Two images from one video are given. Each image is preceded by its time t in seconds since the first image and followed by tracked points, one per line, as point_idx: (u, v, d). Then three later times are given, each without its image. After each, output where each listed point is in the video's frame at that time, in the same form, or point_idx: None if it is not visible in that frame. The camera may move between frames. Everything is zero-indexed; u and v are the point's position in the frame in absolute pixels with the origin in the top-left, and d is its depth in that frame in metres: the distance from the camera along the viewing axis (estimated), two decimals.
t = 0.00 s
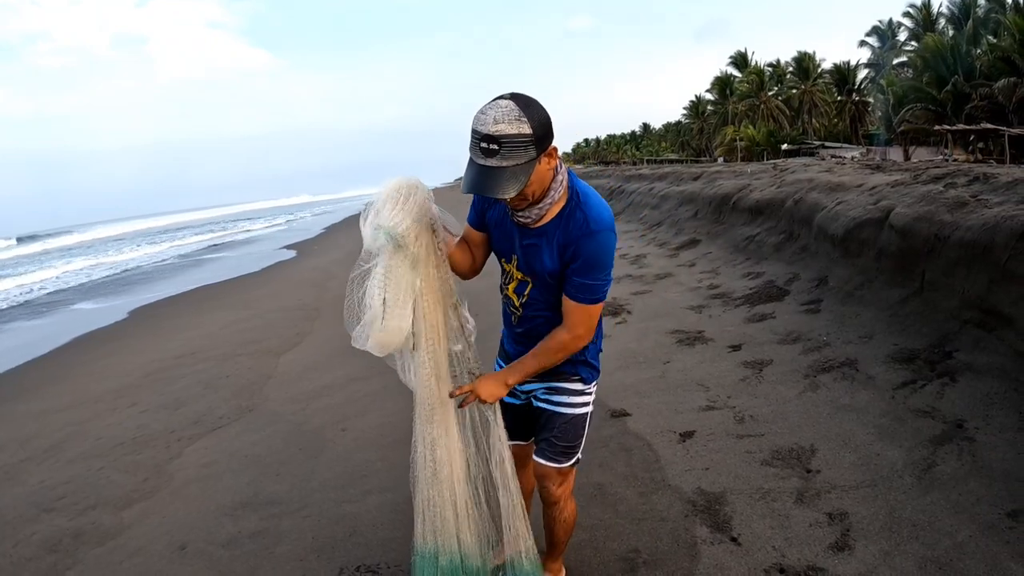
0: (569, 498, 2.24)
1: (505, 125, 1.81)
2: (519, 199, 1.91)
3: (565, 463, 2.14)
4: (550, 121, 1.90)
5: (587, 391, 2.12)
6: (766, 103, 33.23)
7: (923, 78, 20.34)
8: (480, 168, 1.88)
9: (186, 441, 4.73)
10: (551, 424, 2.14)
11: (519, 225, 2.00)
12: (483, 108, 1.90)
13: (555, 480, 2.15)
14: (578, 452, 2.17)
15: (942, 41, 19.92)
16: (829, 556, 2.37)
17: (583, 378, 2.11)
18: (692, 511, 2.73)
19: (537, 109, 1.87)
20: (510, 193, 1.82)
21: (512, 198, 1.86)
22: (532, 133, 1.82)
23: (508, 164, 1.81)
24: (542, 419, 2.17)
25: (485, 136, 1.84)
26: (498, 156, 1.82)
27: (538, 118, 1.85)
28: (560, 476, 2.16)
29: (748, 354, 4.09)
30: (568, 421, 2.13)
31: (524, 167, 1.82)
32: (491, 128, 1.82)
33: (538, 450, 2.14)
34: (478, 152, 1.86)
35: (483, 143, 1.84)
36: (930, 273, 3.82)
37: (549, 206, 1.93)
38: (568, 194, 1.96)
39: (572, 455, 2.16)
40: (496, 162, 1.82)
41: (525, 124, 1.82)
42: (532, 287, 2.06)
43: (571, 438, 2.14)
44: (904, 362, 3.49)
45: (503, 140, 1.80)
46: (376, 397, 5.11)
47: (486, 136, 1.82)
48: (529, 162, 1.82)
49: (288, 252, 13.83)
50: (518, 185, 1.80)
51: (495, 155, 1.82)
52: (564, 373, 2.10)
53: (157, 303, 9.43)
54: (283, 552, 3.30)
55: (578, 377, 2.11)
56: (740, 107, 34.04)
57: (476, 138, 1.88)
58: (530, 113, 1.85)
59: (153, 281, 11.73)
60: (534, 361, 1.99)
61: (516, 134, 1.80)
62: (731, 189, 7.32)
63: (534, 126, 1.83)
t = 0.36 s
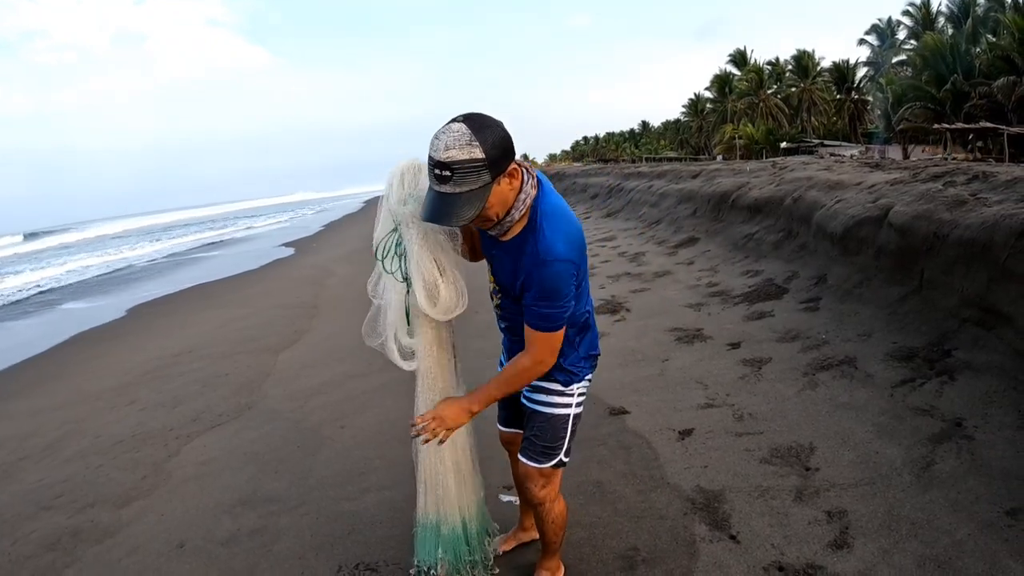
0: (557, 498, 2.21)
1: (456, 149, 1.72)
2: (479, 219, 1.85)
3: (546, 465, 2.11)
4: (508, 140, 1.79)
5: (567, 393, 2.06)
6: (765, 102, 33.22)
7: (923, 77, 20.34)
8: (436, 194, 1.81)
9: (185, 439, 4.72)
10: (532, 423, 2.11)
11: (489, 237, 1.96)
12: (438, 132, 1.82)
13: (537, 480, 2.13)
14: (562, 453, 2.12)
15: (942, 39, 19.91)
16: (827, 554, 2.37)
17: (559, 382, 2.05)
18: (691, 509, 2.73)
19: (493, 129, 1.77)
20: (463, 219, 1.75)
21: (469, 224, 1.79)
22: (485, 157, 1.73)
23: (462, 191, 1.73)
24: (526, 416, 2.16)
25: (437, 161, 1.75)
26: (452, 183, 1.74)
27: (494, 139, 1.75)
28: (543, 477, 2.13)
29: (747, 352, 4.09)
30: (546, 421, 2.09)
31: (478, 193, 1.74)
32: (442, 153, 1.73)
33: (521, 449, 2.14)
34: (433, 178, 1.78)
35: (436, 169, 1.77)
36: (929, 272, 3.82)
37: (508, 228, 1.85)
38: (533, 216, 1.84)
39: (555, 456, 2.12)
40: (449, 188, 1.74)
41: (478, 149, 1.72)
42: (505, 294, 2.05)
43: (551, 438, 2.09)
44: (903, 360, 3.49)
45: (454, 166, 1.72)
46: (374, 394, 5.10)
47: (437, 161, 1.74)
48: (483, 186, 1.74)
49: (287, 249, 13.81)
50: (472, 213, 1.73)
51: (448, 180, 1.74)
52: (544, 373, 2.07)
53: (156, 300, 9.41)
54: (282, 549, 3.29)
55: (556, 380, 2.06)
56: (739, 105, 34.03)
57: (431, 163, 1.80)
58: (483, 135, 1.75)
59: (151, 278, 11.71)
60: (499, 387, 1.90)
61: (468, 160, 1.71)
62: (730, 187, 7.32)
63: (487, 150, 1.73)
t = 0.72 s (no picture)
0: (552, 493, 2.20)
1: (425, 159, 1.71)
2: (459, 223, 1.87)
3: (537, 461, 2.10)
4: (482, 144, 1.77)
5: (556, 389, 2.05)
6: (764, 100, 33.19)
7: (923, 76, 20.33)
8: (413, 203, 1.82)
9: (184, 437, 4.72)
10: (522, 419, 2.11)
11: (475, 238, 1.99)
12: (412, 140, 1.81)
13: (529, 477, 2.13)
14: (553, 449, 2.11)
15: (942, 38, 19.90)
16: (827, 552, 2.37)
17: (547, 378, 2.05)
18: (690, 506, 2.73)
19: (464, 135, 1.74)
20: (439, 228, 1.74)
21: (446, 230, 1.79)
22: (455, 164, 1.70)
23: (434, 199, 1.72)
24: (518, 413, 2.16)
25: (409, 171, 1.75)
26: (424, 192, 1.74)
27: (465, 145, 1.73)
28: (534, 473, 2.13)
29: (746, 350, 4.10)
30: (534, 417, 2.08)
31: (451, 200, 1.74)
32: (412, 163, 1.72)
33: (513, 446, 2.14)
34: (408, 187, 1.78)
35: (410, 179, 1.76)
36: (928, 270, 3.82)
37: (489, 230, 1.86)
38: (512, 217, 1.85)
39: (546, 452, 2.11)
40: (422, 198, 1.74)
41: (447, 156, 1.70)
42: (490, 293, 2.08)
43: (541, 434, 2.08)
44: (902, 358, 3.50)
45: (425, 176, 1.71)
46: (374, 392, 5.09)
47: (409, 172, 1.74)
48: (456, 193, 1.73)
49: (286, 247, 13.80)
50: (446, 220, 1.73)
51: (420, 190, 1.74)
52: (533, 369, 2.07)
53: (155, 298, 9.40)
54: (282, 547, 3.30)
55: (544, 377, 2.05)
56: (739, 103, 33.99)
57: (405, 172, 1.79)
58: (453, 142, 1.72)
59: (150, 276, 11.68)
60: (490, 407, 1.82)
61: (437, 169, 1.70)
62: (730, 185, 7.32)
63: (457, 157, 1.70)
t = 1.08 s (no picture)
0: (552, 488, 2.20)
1: (402, 153, 1.74)
2: (443, 216, 1.89)
3: (537, 454, 2.11)
4: (461, 140, 1.79)
5: (556, 381, 2.05)
6: (763, 99, 33.20)
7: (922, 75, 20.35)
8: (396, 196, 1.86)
9: (182, 435, 4.72)
10: (524, 414, 2.11)
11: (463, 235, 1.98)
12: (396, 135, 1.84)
13: (530, 470, 2.14)
14: (554, 441, 2.11)
15: (941, 38, 19.92)
16: (824, 549, 2.37)
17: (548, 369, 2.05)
18: (687, 504, 2.73)
19: (442, 130, 1.77)
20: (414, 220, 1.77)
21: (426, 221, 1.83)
22: (430, 157, 1.72)
23: (410, 192, 1.75)
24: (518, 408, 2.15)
25: (389, 165, 1.79)
26: (403, 185, 1.77)
27: (442, 141, 1.75)
28: (535, 467, 2.14)
29: (743, 348, 4.09)
30: (535, 411, 2.08)
31: (427, 193, 1.76)
32: (391, 158, 1.76)
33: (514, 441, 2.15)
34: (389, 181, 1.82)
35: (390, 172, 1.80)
36: (926, 268, 3.82)
37: (481, 217, 1.86)
38: (502, 199, 1.86)
39: (547, 445, 2.11)
40: (399, 191, 1.77)
41: (423, 150, 1.73)
42: (491, 288, 2.06)
43: (541, 428, 2.09)
44: (900, 356, 3.49)
45: (401, 169, 1.74)
46: (371, 391, 5.09)
47: (389, 165, 1.78)
48: (431, 186, 1.75)
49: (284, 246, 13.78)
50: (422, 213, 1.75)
51: (398, 183, 1.77)
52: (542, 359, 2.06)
53: (153, 297, 9.38)
54: (279, 545, 3.29)
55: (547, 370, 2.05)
56: (737, 102, 33.98)
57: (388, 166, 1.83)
58: (431, 136, 1.74)
59: (147, 275, 11.65)
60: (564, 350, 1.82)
61: (414, 162, 1.72)
62: (728, 183, 7.32)
63: (433, 151, 1.72)
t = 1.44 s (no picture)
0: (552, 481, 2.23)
1: (396, 148, 1.76)
2: (437, 212, 1.90)
3: (546, 445, 2.13)
4: (453, 137, 1.82)
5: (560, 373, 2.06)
6: (757, 97, 33.28)
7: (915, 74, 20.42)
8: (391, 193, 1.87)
9: (177, 435, 4.69)
10: (525, 410, 2.12)
11: (460, 230, 1.98)
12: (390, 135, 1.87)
13: (538, 463, 2.17)
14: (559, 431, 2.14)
15: (934, 37, 20.01)
16: (818, 547, 2.38)
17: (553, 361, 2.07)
18: (682, 502, 2.73)
19: (435, 127, 1.79)
20: (408, 213, 1.77)
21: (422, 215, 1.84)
22: (424, 152, 1.75)
23: (404, 185, 1.76)
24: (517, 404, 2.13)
25: (383, 162, 1.81)
26: (397, 180, 1.78)
27: (435, 137, 1.78)
28: (541, 459, 2.17)
29: (738, 346, 4.10)
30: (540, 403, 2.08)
31: (421, 187, 1.77)
32: (385, 153, 1.78)
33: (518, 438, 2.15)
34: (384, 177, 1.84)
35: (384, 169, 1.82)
36: (919, 266, 3.83)
37: (477, 208, 1.85)
38: (497, 187, 1.86)
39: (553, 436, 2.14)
40: (393, 185, 1.78)
41: (417, 145, 1.75)
42: (491, 282, 2.04)
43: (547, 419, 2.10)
44: (894, 354, 3.51)
45: (395, 163, 1.75)
46: (366, 390, 5.07)
47: (383, 161, 1.80)
48: (425, 179, 1.77)
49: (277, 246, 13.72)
50: (417, 206, 1.75)
51: (391, 178, 1.78)
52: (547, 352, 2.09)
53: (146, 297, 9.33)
54: (274, 544, 3.28)
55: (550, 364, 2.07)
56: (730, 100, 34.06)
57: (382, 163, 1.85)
58: (425, 132, 1.77)
59: (139, 275, 11.57)
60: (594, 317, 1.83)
61: (408, 156, 1.74)
62: (722, 182, 7.32)
63: (425, 145, 1.75)
